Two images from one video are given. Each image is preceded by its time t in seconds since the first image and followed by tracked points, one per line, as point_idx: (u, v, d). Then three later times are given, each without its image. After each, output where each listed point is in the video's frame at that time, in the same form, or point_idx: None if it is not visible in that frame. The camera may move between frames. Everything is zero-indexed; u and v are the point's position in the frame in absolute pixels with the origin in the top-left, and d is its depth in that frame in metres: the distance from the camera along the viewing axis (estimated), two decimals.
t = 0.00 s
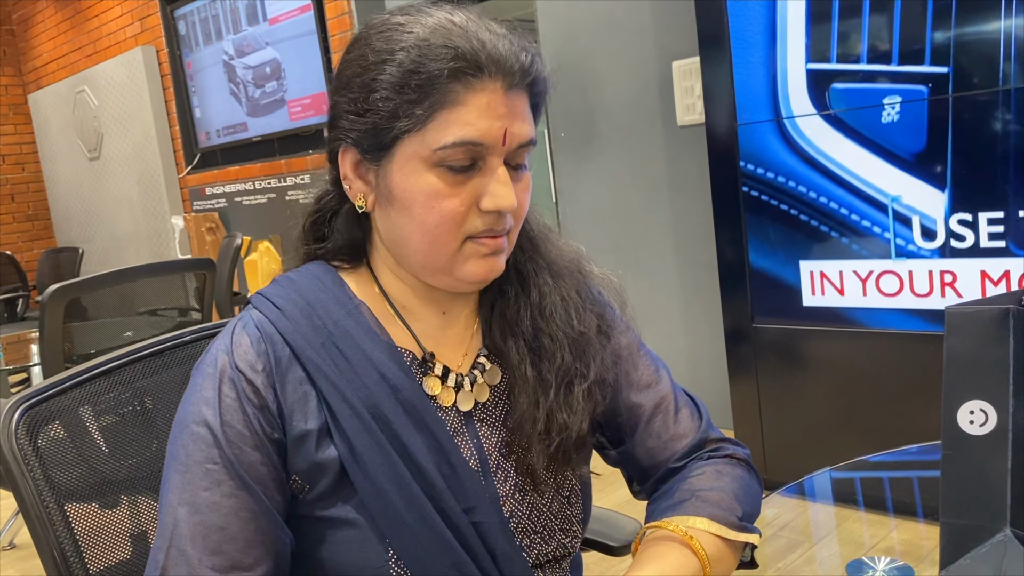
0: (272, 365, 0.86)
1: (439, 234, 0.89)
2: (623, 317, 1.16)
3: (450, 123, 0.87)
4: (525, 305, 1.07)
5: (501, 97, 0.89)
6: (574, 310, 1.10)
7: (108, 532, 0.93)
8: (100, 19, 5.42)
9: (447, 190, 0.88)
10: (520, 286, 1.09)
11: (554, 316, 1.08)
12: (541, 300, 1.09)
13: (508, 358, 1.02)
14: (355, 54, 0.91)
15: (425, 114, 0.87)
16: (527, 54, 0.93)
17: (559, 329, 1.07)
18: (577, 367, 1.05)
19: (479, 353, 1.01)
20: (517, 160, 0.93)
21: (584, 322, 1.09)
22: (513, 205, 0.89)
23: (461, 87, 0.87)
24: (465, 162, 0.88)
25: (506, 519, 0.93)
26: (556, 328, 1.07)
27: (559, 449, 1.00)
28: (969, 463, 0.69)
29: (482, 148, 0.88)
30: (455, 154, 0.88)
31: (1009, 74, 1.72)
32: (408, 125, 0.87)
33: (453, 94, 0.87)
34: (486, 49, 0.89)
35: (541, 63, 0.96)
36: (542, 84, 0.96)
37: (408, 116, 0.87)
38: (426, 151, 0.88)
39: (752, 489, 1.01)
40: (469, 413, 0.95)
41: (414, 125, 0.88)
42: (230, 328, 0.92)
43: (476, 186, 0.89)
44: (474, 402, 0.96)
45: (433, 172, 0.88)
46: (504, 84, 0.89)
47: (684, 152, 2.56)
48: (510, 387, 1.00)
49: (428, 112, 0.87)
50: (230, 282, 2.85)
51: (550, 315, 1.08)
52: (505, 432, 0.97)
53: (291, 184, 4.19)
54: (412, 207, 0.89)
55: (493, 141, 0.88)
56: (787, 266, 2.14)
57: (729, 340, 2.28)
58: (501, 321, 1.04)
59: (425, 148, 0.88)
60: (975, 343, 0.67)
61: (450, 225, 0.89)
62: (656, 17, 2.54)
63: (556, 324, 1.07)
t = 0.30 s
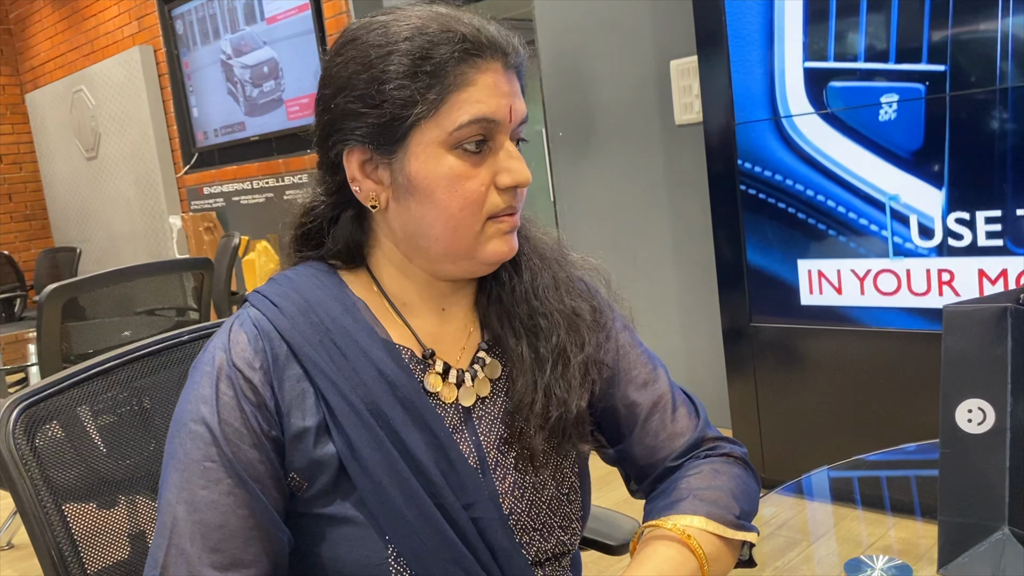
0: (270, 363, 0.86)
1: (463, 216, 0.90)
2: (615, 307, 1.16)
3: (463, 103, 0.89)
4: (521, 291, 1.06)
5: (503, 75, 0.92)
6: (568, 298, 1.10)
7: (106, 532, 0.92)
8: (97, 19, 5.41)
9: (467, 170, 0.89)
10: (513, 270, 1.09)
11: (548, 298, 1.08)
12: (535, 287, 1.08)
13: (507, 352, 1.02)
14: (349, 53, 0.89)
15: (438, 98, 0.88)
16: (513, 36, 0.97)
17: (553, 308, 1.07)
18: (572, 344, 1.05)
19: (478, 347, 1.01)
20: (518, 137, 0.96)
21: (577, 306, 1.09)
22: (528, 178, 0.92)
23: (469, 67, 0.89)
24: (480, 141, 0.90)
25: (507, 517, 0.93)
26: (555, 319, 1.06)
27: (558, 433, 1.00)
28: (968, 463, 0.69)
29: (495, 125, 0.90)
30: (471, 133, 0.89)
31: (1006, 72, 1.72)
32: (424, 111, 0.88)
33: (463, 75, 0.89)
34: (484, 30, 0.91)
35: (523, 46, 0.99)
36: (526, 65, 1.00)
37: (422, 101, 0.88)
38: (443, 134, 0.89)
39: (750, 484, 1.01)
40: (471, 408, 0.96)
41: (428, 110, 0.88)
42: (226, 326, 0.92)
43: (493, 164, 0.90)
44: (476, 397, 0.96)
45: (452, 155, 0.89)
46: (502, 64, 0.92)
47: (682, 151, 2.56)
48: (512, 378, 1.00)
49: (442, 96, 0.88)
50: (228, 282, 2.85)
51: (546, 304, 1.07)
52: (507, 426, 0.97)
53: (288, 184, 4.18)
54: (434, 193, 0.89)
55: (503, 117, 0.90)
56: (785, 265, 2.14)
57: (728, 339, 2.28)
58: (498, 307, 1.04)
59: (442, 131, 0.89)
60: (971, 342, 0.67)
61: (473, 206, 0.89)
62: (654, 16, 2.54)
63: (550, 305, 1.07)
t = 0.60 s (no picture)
0: (265, 359, 0.86)
1: (461, 212, 0.89)
2: (610, 304, 1.16)
3: (458, 100, 0.89)
4: (516, 286, 1.06)
5: (496, 72, 0.92)
6: (564, 295, 1.10)
7: (102, 533, 0.92)
8: (94, 19, 5.40)
9: (464, 166, 0.89)
10: (509, 267, 1.09)
11: (543, 295, 1.08)
12: (530, 283, 1.08)
13: (504, 349, 1.02)
14: (343, 53, 0.89)
15: (434, 95, 0.88)
16: (504, 34, 0.97)
17: (549, 305, 1.07)
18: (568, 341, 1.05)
19: (475, 343, 1.01)
20: (512, 133, 0.96)
21: (573, 303, 1.09)
22: (524, 173, 0.92)
23: (463, 64, 0.89)
24: (475, 137, 0.90)
25: (504, 514, 0.92)
26: (551, 315, 1.06)
27: (555, 430, 1.00)
28: (962, 461, 0.69)
29: (490, 121, 0.90)
30: (466, 129, 0.89)
31: (1002, 72, 1.73)
32: (420, 108, 0.88)
33: (457, 72, 0.89)
34: (476, 28, 0.91)
35: (514, 44, 1.00)
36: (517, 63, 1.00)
37: (418, 98, 0.88)
38: (439, 131, 0.89)
39: (746, 483, 1.01)
40: (468, 404, 0.95)
41: (424, 107, 0.88)
42: (222, 323, 0.92)
43: (490, 159, 0.90)
44: (473, 394, 0.96)
45: (448, 151, 0.89)
46: (495, 60, 0.92)
47: (679, 151, 2.56)
48: (508, 375, 1.00)
49: (437, 92, 0.88)
50: (224, 282, 2.84)
51: (542, 300, 1.07)
52: (503, 423, 0.97)
53: (285, 184, 4.18)
54: (432, 189, 0.89)
55: (498, 113, 0.91)
56: (782, 265, 2.14)
57: (724, 339, 2.28)
58: (494, 303, 1.04)
59: (438, 128, 0.89)
60: (966, 340, 0.67)
61: (471, 201, 0.89)
62: (651, 16, 2.54)
63: (546, 302, 1.07)
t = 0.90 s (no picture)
0: (261, 361, 0.85)
1: (457, 211, 0.89)
2: (605, 305, 1.16)
3: (454, 99, 0.89)
4: (512, 287, 1.06)
5: (491, 72, 0.92)
6: (560, 296, 1.10)
7: (97, 536, 0.92)
8: (88, 21, 5.39)
9: (460, 165, 0.89)
10: (505, 268, 1.09)
11: (540, 296, 1.08)
12: (527, 284, 1.08)
13: (500, 350, 1.02)
14: (339, 53, 0.89)
15: (430, 94, 0.88)
16: (499, 35, 0.97)
17: (546, 306, 1.07)
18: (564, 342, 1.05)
19: (471, 345, 1.01)
20: (508, 134, 0.96)
21: (569, 304, 1.09)
22: (520, 172, 0.92)
23: (458, 63, 0.89)
24: (471, 137, 0.90)
25: (501, 516, 0.92)
26: (547, 317, 1.06)
27: (551, 431, 1.00)
28: (957, 463, 0.69)
29: (486, 120, 0.90)
30: (462, 128, 0.89)
31: (996, 75, 1.73)
32: (415, 107, 0.88)
33: (453, 71, 0.89)
34: (471, 28, 0.91)
35: (510, 44, 1.00)
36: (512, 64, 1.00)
37: (414, 98, 0.88)
38: (435, 130, 0.89)
39: (743, 485, 1.01)
40: (465, 406, 0.95)
41: (420, 106, 0.88)
42: (217, 325, 0.92)
43: (485, 158, 0.90)
44: (470, 395, 0.96)
45: (444, 150, 0.89)
46: (490, 60, 0.92)
47: (674, 153, 2.57)
48: (504, 377, 1.00)
49: (433, 92, 0.88)
50: (220, 285, 2.84)
51: (538, 301, 1.07)
52: (499, 424, 0.97)
53: (280, 186, 4.17)
54: (427, 188, 0.89)
55: (493, 113, 0.91)
56: (777, 268, 2.14)
57: (720, 341, 2.28)
58: (490, 305, 1.04)
59: (434, 127, 0.89)
60: (962, 342, 0.67)
61: (466, 200, 0.89)
62: (647, 19, 2.54)
63: (542, 303, 1.07)
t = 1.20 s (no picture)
0: (252, 363, 0.85)
1: (449, 212, 0.89)
2: (597, 309, 1.16)
3: (447, 100, 0.89)
4: (505, 291, 1.06)
5: (484, 73, 0.92)
6: (553, 300, 1.10)
7: (87, 540, 0.91)
8: (79, 23, 5.37)
9: (452, 166, 0.89)
10: (497, 271, 1.09)
11: (532, 299, 1.08)
12: (519, 287, 1.08)
13: (492, 353, 1.01)
14: (332, 53, 0.89)
15: (423, 95, 0.88)
16: (492, 37, 0.97)
17: (538, 310, 1.07)
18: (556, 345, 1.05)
19: (463, 348, 1.00)
20: (501, 136, 0.96)
21: (561, 308, 1.09)
22: (513, 173, 0.91)
23: (452, 64, 0.89)
24: (464, 137, 0.90)
25: (493, 518, 0.92)
26: (539, 320, 1.06)
27: (543, 433, 0.99)
28: (949, 465, 0.69)
29: (479, 121, 0.90)
30: (455, 129, 0.89)
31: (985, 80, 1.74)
32: (408, 107, 0.88)
33: (446, 72, 0.89)
34: (464, 30, 0.91)
35: (503, 47, 1.00)
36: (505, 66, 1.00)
37: (407, 98, 0.88)
38: (428, 130, 0.89)
39: (736, 487, 1.01)
40: (457, 409, 0.95)
41: (413, 106, 0.88)
42: (208, 327, 0.91)
43: (478, 159, 0.90)
44: (461, 398, 0.96)
45: (437, 150, 0.89)
46: (483, 62, 0.92)
47: (666, 157, 2.57)
48: (496, 379, 1.00)
49: (426, 92, 0.88)
50: (211, 288, 2.83)
51: (530, 304, 1.07)
52: (491, 426, 0.96)
53: (272, 189, 4.16)
54: (419, 188, 0.89)
55: (486, 114, 0.90)
56: (769, 271, 2.15)
57: (712, 345, 2.29)
58: (482, 308, 1.04)
59: (427, 128, 0.89)
60: (953, 345, 0.67)
61: (459, 200, 0.89)
62: (639, 22, 2.55)
63: (535, 306, 1.07)
